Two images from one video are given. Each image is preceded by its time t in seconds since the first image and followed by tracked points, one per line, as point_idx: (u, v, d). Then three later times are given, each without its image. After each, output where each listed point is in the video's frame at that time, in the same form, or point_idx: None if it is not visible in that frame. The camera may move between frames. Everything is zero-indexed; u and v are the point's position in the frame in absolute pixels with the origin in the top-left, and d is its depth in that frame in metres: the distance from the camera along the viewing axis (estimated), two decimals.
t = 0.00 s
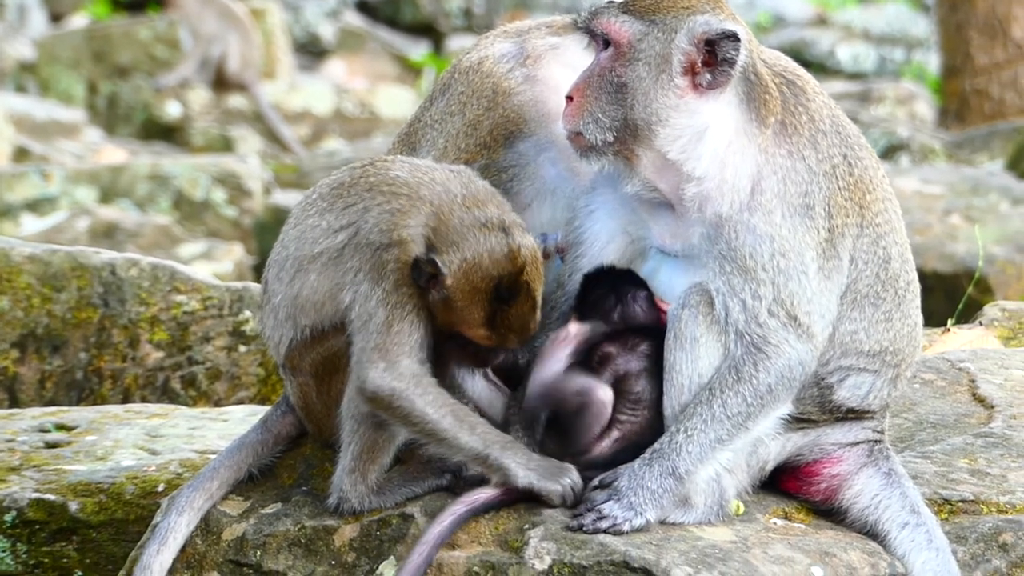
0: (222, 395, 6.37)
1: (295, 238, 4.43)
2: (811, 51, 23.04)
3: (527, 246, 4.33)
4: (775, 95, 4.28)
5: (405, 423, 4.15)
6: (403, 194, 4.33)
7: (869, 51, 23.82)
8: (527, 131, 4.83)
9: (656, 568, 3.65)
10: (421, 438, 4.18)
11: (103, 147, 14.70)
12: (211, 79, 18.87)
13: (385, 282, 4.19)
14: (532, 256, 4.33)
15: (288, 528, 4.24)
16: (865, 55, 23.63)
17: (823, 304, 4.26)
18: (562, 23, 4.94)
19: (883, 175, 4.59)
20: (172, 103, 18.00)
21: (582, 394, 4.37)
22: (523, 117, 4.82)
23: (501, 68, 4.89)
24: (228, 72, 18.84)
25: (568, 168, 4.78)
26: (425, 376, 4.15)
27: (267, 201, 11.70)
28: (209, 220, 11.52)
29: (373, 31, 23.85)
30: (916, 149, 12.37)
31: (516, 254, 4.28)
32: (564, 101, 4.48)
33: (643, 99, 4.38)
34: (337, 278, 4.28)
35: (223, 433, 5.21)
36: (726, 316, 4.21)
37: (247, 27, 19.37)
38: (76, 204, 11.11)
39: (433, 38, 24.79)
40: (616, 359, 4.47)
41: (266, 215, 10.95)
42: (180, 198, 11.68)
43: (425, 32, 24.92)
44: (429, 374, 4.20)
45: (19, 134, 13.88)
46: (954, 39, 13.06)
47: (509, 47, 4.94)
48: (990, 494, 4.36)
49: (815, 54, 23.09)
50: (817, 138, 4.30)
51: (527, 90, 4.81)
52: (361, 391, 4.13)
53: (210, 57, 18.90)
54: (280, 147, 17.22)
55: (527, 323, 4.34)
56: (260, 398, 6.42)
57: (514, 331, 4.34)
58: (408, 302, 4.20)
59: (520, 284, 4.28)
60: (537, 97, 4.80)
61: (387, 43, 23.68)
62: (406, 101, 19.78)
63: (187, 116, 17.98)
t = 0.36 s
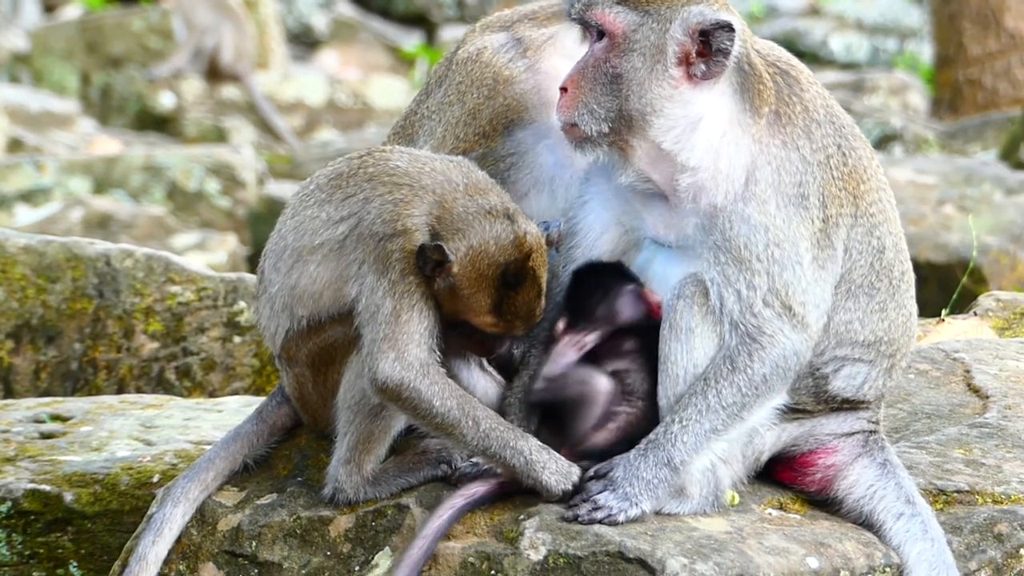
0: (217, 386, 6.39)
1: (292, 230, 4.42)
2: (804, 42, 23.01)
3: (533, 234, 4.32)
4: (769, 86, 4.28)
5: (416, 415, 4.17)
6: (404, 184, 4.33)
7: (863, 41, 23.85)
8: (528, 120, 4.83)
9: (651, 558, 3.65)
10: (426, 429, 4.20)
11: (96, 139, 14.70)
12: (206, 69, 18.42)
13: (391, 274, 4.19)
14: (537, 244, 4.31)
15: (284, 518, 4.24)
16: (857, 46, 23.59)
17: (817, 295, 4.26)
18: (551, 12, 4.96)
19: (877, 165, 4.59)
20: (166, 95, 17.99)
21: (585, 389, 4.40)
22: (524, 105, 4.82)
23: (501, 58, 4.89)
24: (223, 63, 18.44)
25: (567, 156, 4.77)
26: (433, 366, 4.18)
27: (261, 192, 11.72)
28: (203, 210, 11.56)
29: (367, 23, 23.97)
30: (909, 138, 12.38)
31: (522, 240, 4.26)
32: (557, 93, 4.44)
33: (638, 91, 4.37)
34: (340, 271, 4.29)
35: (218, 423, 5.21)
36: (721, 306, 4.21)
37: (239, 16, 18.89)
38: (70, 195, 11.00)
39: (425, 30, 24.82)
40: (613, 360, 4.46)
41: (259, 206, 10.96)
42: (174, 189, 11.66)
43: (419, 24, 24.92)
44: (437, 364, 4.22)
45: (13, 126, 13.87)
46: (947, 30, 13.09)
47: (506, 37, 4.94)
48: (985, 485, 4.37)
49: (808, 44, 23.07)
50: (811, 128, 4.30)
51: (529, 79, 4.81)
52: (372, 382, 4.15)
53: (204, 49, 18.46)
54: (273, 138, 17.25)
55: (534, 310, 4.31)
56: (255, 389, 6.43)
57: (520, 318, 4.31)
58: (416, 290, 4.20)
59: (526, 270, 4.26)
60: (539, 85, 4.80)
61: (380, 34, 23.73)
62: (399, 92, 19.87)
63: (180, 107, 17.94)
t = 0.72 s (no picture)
0: (216, 383, 6.42)
1: (290, 227, 4.43)
2: (803, 39, 23.01)
3: (525, 237, 4.36)
4: (769, 84, 4.29)
5: (383, 410, 4.06)
6: (399, 187, 4.33)
7: (862, 39, 23.85)
8: (527, 114, 4.82)
9: (649, 556, 3.65)
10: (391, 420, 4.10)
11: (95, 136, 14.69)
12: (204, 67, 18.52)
13: (378, 274, 4.16)
14: (529, 248, 4.36)
15: (282, 516, 4.24)
16: (856, 43, 23.60)
17: (816, 293, 4.26)
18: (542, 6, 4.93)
19: (875, 162, 4.59)
20: (165, 92, 17.99)
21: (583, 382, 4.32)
22: (524, 100, 4.81)
23: (500, 53, 4.88)
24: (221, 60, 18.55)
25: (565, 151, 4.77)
26: (404, 363, 4.10)
27: (259, 189, 11.71)
28: (202, 208, 11.47)
29: (366, 19, 23.79)
30: (908, 136, 12.37)
31: (513, 245, 4.30)
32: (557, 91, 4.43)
33: (639, 89, 4.37)
34: (329, 269, 4.25)
35: (217, 421, 5.22)
36: (719, 303, 4.21)
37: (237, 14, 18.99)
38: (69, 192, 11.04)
39: (424, 27, 24.82)
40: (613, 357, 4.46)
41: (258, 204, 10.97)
42: (173, 186, 11.65)
43: (418, 21, 24.93)
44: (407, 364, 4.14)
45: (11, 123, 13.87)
46: (945, 28, 13.10)
47: (504, 34, 4.94)
48: (983, 483, 4.37)
49: (806, 42, 23.06)
50: (810, 126, 4.30)
51: (528, 73, 4.81)
52: (338, 377, 4.03)
53: (202, 45, 18.57)
54: (272, 136, 17.23)
55: (525, 314, 4.36)
56: (253, 385, 6.48)
57: (512, 322, 4.37)
58: (399, 295, 4.17)
59: (517, 274, 4.30)
60: (539, 80, 4.80)
61: (380, 32, 23.63)
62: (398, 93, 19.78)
63: (179, 104, 17.93)
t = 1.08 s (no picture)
0: (213, 386, 6.38)
1: (286, 232, 4.43)
2: (800, 43, 22.99)
3: (517, 232, 4.31)
4: (767, 88, 4.29)
5: (394, 416, 4.17)
6: (393, 187, 4.33)
7: (859, 43, 23.85)
8: (525, 118, 4.82)
9: (646, 560, 3.65)
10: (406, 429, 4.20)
11: (92, 139, 14.69)
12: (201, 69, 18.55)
13: (376, 275, 4.18)
14: (521, 242, 4.31)
15: (279, 519, 4.24)
16: (853, 47, 23.57)
17: (814, 297, 4.27)
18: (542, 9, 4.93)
19: (873, 167, 4.60)
20: (162, 94, 17.98)
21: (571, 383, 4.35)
22: (522, 103, 4.81)
23: (497, 57, 4.88)
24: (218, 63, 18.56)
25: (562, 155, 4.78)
26: (412, 366, 4.18)
27: (257, 192, 11.69)
28: (200, 211, 11.49)
29: (363, 23, 23.89)
30: (905, 140, 12.37)
31: (504, 237, 4.26)
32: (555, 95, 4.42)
33: (638, 93, 4.36)
34: (328, 271, 4.29)
35: (214, 424, 5.21)
36: (716, 307, 4.21)
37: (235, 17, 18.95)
38: (66, 195, 11.07)
39: (422, 30, 24.84)
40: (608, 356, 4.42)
41: (255, 207, 10.96)
42: (170, 189, 11.66)
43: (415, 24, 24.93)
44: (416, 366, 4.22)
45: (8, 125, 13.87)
46: (942, 31, 13.10)
47: (502, 37, 4.94)
48: (980, 486, 4.38)
49: (803, 45, 23.04)
50: (807, 130, 4.30)
51: (526, 77, 4.81)
52: (348, 381, 4.15)
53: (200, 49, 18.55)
54: (269, 139, 17.23)
55: (518, 307, 4.29)
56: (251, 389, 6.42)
57: (506, 316, 4.30)
58: (400, 292, 4.19)
59: (508, 265, 4.25)
60: (537, 83, 4.80)
61: (377, 35, 23.70)
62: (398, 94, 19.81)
63: (176, 107, 17.91)
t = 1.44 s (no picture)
0: (210, 393, 6.32)
1: (285, 240, 4.44)
2: (797, 48, 23.00)
3: (515, 243, 4.33)
4: (763, 94, 4.30)
5: (390, 427, 4.16)
6: (393, 199, 4.33)
7: (856, 48, 23.85)
8: (522, 124, 4.83)
9: (642, 566, 3.66)
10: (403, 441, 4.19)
11: (90, 144, 14.71)
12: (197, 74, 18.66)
13: (375, 288, 4.19)
14: (520, 253, 4.32)
15: (276, 525, 4.24)
16: (851, 52, 23.57)
17: (810, 303, 4.27)
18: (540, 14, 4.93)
19: (870, 172, 4.60)
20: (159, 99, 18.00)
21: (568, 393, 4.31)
22: (518, 109, 4.83)
23: (494, 63, 4.89)
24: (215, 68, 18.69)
25: (559, 161, 4.78)
26: (409, 379, 4.17)
27: (254, 198, 11.68)
28: (196, 216, 11.43)
29: (360, 29, 24.03)
30: (901, 146, 12.38)
31: (501, 249, 4.28)
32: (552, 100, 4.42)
33: (634, 99, 4.35)
34: (328, 282, 4.30)
35: (211, 430, 5.21)
36: (713, 313, 4.21)
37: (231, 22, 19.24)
38: (63, 200, 11.10)
39: (419, 35, 24.85)
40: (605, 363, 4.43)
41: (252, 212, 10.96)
42: (167, 194, 11.65)
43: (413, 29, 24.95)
44: (413, 378, 4.21)
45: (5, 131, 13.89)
46: (939, 37, 13.11)
47: (498, 43, 4.94)
48: (976, 492, 4.38)
49: (800, 50, 23.05)
50: (804, 136, 4.31)
51: (522, 83, 4.82)
52: (345, 394, 4.14)
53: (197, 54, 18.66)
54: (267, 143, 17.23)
55: (522, 316, 4.31)
56: (247, 396, 6.36)
57: (509, 325, 4.31)
58: (400, 306, 4.20)
59: (508, 275, 4.27)
60: (533, 89, 4.81)
61: (374, 40, 23.76)
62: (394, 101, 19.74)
63: (173, 113, 17.89)
